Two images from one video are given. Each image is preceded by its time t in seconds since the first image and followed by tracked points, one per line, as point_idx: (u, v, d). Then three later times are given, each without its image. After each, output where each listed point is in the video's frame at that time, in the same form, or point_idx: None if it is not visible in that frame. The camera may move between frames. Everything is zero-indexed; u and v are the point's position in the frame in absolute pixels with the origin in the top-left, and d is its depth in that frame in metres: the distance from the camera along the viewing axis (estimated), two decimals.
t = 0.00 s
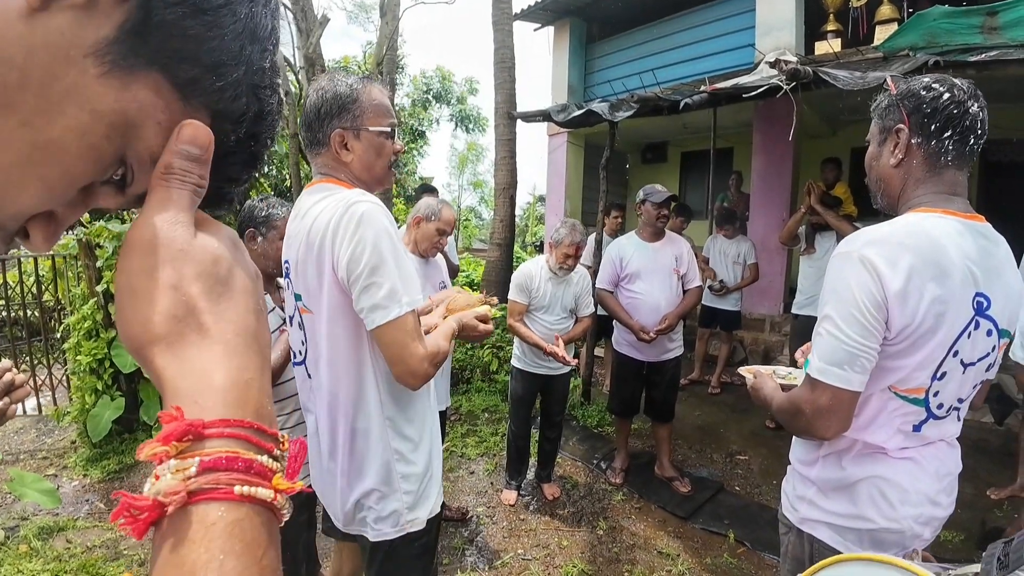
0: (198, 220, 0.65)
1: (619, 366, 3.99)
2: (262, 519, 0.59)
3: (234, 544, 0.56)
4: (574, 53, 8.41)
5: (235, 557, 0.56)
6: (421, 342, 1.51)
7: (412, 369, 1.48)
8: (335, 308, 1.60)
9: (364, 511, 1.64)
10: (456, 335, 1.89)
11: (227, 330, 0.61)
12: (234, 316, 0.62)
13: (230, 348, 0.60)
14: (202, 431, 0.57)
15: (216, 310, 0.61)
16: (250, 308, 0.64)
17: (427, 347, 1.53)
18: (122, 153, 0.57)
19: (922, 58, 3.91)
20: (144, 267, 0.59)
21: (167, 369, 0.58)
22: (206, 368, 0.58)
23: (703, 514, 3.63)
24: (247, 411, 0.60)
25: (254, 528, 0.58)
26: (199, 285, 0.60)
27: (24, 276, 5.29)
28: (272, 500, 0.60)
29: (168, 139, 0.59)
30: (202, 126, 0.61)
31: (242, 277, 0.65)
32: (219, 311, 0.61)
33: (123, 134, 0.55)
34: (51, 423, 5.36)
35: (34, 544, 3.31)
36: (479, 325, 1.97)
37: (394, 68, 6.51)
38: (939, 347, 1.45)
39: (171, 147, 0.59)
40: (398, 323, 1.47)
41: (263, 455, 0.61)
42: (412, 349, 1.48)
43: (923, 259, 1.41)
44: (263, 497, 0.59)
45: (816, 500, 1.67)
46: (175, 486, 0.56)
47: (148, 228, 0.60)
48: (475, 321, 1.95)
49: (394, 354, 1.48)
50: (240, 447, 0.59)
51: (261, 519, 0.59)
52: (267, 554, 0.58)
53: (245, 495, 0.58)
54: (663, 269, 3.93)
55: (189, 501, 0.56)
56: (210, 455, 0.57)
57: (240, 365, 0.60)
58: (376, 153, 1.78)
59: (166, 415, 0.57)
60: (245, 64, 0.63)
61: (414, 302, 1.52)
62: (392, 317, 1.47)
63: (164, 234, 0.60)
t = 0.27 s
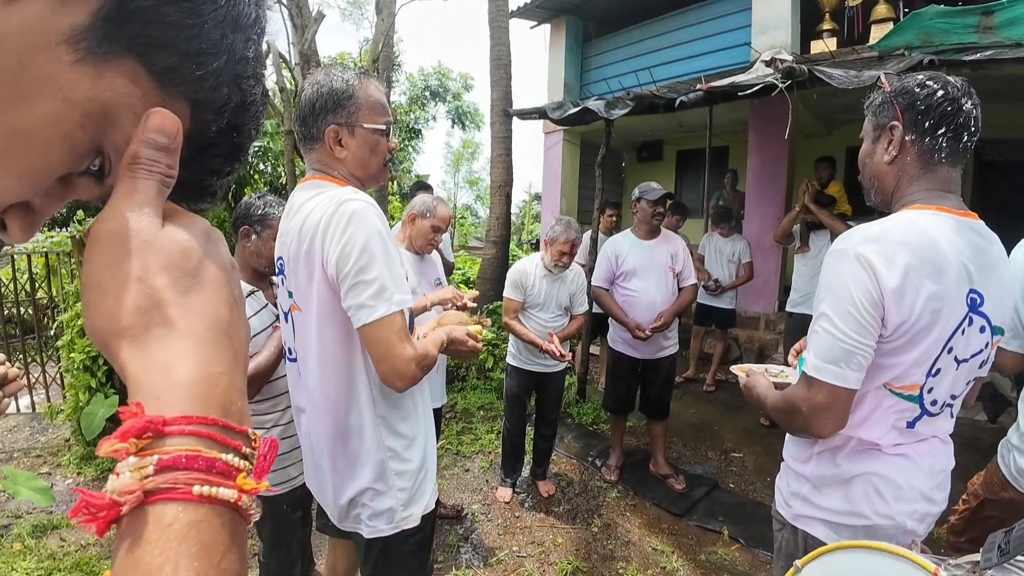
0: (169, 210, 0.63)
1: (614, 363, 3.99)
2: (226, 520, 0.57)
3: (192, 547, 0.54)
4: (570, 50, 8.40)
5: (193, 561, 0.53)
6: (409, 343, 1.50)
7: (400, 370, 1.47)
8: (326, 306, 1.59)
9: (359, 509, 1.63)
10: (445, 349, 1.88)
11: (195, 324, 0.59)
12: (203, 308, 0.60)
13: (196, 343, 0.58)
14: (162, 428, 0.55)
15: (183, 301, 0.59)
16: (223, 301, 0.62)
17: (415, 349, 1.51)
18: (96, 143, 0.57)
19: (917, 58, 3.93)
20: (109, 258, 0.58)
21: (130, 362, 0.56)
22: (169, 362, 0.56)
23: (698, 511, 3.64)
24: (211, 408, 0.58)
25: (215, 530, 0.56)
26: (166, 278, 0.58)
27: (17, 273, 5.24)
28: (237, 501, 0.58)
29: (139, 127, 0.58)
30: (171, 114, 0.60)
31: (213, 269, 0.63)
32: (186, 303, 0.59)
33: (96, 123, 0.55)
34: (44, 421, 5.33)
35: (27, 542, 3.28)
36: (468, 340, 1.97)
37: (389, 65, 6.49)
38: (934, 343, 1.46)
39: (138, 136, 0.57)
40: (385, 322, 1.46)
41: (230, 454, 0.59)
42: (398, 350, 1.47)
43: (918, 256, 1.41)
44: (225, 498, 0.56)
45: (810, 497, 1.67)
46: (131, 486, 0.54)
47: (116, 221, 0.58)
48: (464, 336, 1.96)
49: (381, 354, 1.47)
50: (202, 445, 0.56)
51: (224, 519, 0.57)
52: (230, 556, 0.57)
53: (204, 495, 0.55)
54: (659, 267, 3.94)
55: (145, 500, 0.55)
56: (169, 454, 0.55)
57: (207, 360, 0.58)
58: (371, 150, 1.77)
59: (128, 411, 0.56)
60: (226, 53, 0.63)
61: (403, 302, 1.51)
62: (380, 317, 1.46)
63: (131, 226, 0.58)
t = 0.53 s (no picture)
0: (134, 212, 0.64)
1: (608, 363, 3.99)
2: (181, 528, 0.58)
3: (146, 555, 0.55)
4: (566, 50, 8.39)
5: (147, 567, 0.55)
6: (400, 343, 1.49)
7: (389, 370, 1.46)
8: (315, 307, 1.58)
9: (350, 509, 1.63)
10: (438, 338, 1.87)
11: (156, 328, 0.60)
12: (165, 312, 0.60)
13: (158, 347, 0.59)
14: (115, 434, 0.56)
15: (144, 306, 0.59)
16: (188, 303, 0.63)
17: (406, 348, 1.51)
18: (68, 138, 0.57)
19: (910, 59, 3.94)
20: (68, 266, 0.58)
21: (91, 367, 0.58)
22: (130, 368, 0.58)
23: (690, 510, 3.65)
24: (170, 414, 0.59)
25: (170, 538, 0.57)
26: (126, 281, 0.59)
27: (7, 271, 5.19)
28: (194, 509, 0.59)
29: (102, 131, 0.58)
30: (135, 115, 0.60)
31: (178, 272, 0.63)
32: (146, 307, 0.59)
33: (68, 117, 0.56)
34: (35, 421, 5.28)
35: (17, 542, 3.26)
36: (462, 328, 1.96)
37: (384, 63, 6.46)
38: (926, 344, 1.47)
39: (103, 138, 0.58)
40: (375, 323, 1.45)
41: (189, 460, 0.60)
42: (390, 350, 1.46)
43: (907, 258, 1.42)
44: (181, 505, 0.58)
45: (802, 496, 1.68)
46: (84, 492, 0.55)
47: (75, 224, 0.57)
48: (458, 325, 1.95)
49: (371, 354, 1.46)
50: (158, 451, 0.58)
51: (180, 527, 0.58)
52: (187, 565, 0.58)
53: (158, 502, 0.57)
54: (653, 266, 3.95)
55: (98, 508, 0.56)
56: (121, 460, 0.56)
57: (169, 365, 0.59)
58: (364, 147, 1.76)
59: (83, 417, 0.57)
60: (201, 46, 0.63)
61: (393, 302, 1.50)
62: (368, 318, 1.45)
63: (92, 231, 0.58)
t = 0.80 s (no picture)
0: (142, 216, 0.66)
1: (602, 364, 4.00)
2: (190, 524, 0.61)
3: (156, 552, 0.58)
4: (561, 52, 8.41)
5: (157, 564, 0.57)
6: (399, 345, 1.50)
7: (388, 372, 1.47)
8: (314, 308, 1.58)
9: (348, 511, 1.63)
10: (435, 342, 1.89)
11: (163, 330, 0.62)
12: (170, 314, 0.63)
13: (164, 349, 0.61)
14: (124, 434, 0.59)
15: (150, 308, 0.62)
16: (194, 304, 0.65)
17: (405, 350, 1.52)
18: (68, 135, 0.58)
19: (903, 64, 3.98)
20: (77, 270, 0.60)
21: (99, 368, 0.60)
22: (136, 369, 0.60)
23: (684, 511, 3.67)
24: (177, 414, 0.61)
25: (179, 536, 0.59)
26: (132, 284, 0.61)
27: None
28: (202, 506, 0.61)
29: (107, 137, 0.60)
30: (139, 121, 0.62)
31: (185, 273, 0.65)
32: (152, 310, 0.62)
33: (68, 113, 0.57)
34: (26, 421, 5.23)
35: (10, 544, 3.23)
36: (458, 334, 1.97)
37: (380, 64, 6.46)
38: (918, 349, 1.48)
39: (108, 145, 0.60)
40: (375, 325, 1.46)
41: (197, 459, 0.62)
42: (389, 351, 1.47)
43: (900, 263, 1.44)
44: (190, 503, 0.60)
45: (795, 498, 1.69)
46: (93, 492, 0.58)
47: (81, 231, 0.60)
48: (453, 330, 1.96)
49: (371, 356, 1.47)
50: (165, 452, 0.60)
51: (190, 525, 0.61)
52: (198, 560, 0.60)
53: (167, 500, 0.59)
54: (648, 268, 3.96)
55: (108, 506, 0.58)
56: (130, 460, 0.58)
57: (176, 367, 0.61)
58: (362, 148, 1.76)
59: (93, 418, 0.60)
60: (198, 43, 0.65)
61: (393, 304, 1.51)
62: (368, 320, 1.46)
63: (98, 236, 0.61)
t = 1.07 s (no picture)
0: (155, 221, 0.66)
1: (599, 366, 4.02)
2: (211, 516, 0.60)
3: (178, 540, 0.58)
4: (559, 54, 8.45)
5: (179, 554, 0.57)
6: (400, 347, 1.51)
7: (389, 375, 1.49)
8: (316, 310, 1.59)
9: (348, 510, 1.64)
10: (433, 342, 1.91)
11: (180, 330, 0.62)
12: (187, 316, 0.63)
13: (183, 349, 0.61)
14: (147, 429, 0.59)
15: (169, 310, 0.62)
16: (209, 306, 0.65)
17: (406, 352, 1.53)
18: (91, 143, 0.58)
19: (897, 69, 4.01)
20: (97, 276, 0.61)
21: (121, 369, 0.61)
22: (158, 368, 0.60)
23: (680, 513, 3.69)
24: (196, 409, 0.61)
25: (200, 525, 0.59)
26: (151, 287, 0.62)
27: None
28: (222, 499, 0.61)
29: (121, 143, 0.60)
30: (150, 128, 0.61)
31: (201, 274, 0.66)
32: (171, 312, 0.62)
33: (91, 122, 0.57)
34: (21, 423, 5.21)
35: (5, 544, 3.23)
36: (455, 331, 2.00)
37: (377, 66, 6.48)
38: (907, 352, 1.50)
39: (122, 154, 0.60)
40: (376, 327, 1.48)
41: (216, 452, 0.62)
42: (390, 353, 1.48)
43: (891, 267, 1.46)
44: (210, 494, 0.60)
45: (789, 498, 1.71)
46: (119, 483, 0.58)
47: (104, 235, 0.61)
48: (451, 328, 1.99)
49: (372, 358, 1.48)
50: (186, 445, 0.60)
51: (209, 515, 0.60)
52: (216, 548, 0.60)
53: (188, 492, 0.59)
54: (644, 271, 3.99)
55: (133, 497, 0.58)
56: (153, 453, 0.58)
57: (194, 365, 0.62)
58: (372, 156, 1.79)
59: (118, 414, 0.60)
60: (213, 56, 0.65)
61: (394, 307, 1.53)
62: (369, 321, 1.48)
63: (117, 243, 0.62)
